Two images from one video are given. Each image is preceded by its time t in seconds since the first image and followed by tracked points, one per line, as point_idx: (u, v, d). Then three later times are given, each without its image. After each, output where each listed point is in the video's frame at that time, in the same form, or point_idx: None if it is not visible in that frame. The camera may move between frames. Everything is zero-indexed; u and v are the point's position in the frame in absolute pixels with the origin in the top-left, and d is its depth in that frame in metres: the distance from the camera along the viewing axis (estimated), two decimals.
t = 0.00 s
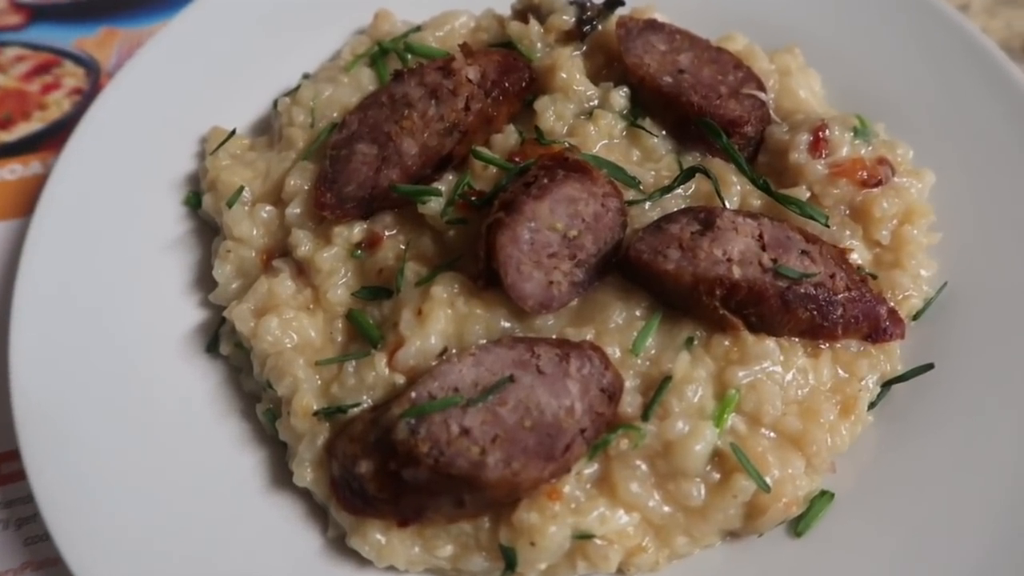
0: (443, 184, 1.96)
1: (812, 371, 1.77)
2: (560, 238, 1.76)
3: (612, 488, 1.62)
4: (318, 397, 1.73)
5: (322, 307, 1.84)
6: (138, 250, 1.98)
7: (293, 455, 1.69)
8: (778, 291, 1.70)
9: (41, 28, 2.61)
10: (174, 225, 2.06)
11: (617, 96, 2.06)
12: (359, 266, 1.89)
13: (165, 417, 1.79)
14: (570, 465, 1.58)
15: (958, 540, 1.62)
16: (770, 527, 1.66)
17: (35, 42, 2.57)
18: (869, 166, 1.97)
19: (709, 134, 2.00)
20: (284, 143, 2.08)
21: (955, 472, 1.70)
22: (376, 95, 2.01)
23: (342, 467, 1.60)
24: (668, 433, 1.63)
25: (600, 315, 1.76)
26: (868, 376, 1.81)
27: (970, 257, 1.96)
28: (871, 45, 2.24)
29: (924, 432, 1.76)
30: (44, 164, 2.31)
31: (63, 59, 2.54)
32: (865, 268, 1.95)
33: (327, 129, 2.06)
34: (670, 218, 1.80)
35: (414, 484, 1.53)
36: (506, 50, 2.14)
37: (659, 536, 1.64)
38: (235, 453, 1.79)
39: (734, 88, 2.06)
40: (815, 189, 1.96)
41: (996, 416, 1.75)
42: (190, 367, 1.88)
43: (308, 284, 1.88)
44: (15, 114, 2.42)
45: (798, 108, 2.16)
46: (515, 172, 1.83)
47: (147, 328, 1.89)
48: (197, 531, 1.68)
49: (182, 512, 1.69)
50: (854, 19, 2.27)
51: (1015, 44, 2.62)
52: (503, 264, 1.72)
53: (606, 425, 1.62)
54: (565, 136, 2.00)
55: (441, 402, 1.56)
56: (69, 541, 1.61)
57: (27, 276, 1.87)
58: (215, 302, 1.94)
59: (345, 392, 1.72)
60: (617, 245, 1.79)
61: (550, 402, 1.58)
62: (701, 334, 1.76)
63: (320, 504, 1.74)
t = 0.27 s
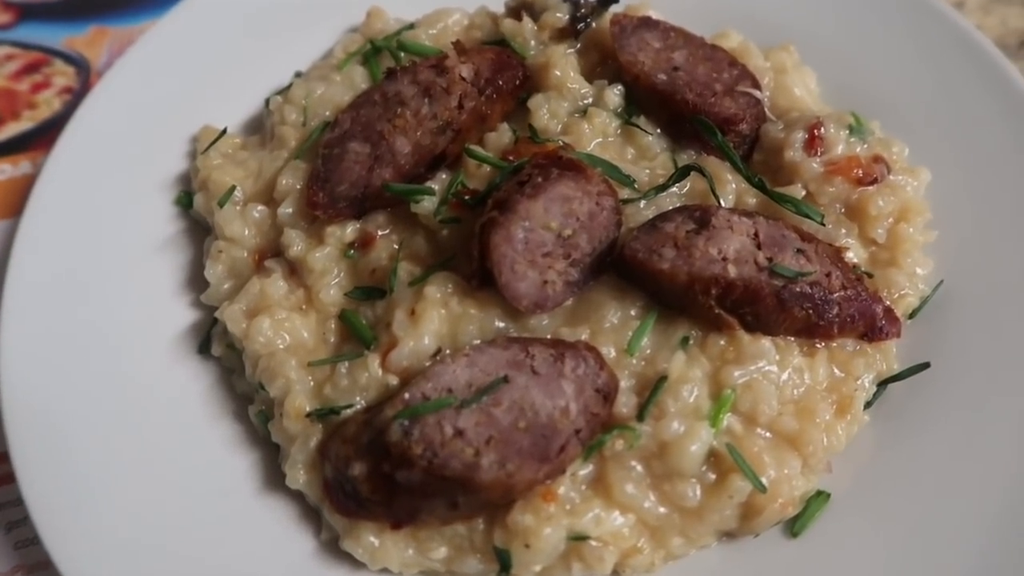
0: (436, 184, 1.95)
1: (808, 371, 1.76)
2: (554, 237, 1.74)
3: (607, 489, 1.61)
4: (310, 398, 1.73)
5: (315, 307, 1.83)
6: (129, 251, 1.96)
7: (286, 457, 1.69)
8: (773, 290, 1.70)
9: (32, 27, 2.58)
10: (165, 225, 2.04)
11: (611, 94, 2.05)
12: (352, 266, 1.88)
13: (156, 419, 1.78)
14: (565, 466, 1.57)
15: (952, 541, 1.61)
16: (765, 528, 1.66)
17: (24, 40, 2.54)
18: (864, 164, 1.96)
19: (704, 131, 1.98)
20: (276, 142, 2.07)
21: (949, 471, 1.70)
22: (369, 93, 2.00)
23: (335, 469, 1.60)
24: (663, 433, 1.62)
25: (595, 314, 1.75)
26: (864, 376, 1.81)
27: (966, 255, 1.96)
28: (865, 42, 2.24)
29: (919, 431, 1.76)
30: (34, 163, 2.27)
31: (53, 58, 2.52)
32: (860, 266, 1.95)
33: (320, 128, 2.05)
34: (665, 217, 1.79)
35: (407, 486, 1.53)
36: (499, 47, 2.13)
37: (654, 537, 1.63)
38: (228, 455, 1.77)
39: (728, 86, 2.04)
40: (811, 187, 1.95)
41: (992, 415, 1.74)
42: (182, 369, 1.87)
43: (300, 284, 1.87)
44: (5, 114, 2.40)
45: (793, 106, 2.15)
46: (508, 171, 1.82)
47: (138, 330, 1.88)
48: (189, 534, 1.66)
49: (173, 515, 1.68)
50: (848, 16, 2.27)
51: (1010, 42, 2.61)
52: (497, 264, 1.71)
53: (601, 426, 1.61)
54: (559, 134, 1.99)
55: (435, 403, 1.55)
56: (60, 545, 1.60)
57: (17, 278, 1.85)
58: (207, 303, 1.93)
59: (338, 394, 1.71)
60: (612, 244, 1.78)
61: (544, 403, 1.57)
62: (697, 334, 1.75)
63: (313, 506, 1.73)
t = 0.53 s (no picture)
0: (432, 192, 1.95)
1: (802, 380, 1.79)
2: (550, 247, 1.76)
3: (603, 499, 1.63)
4: (307, 407, 1.74)
5: (311, 316, 1.85)
6: (125, 259, 1.96)
7: (283, 465, 1.71)
8: (768, 299, 1.71)
9: (26, 31, 2.56)
10: (160, 233, 2.04)
11: (606, 102, 2.05)
12: (347, 275, 1.89)
13: (152, 429, 1.78)
14: (561, 475, 1.59)
15: (944, 550, 1.63)
16: (760, 537, 1.68)
17: (18, 45, 2.52)
18: (859, 173, 1.98)
19: (699, 140, 1.99)
20: (272, 150, 2.07)
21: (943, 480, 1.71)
22: (364, 101, 2.00)
23: (331, 479, 1.61)
24: (658, 443, 1.64)
25: (591, 324, 1.76)
26: (858, 385, 1.82)
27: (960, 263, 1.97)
28: (859, 48, 2.25)
29: (916, 438, 1.77)
30: (29, 170, 2.24)
31: (47, 63, 2.50)
32: (854, 274, 1.96)
33: (315, 136, 2.04)
34: (660, 226, 1.80)
35: (403, 497, 1.54)
36: (494, 55, 2.13)
37: (649, 546, 1.66)
38: (224, 464, 1.78)
39: (723, 94, 2.05)
40: (805, 196, 1.96)
41: (984, 424, 1.75)
42: (178, 378, 1.87)
43: (296, 293, 1.88)
44: None
45: (787, 114, 2.16)
46: (504, 180, 1.83)
47: (134, 339, 1.88)
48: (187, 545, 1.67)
49: (171, 525, 1.69)
50: (841, 21, 2.28)
51: (1001, 48, 2.63)
52: (493, 274, 1.72)
53: (597, 436, 1.63)
54: (554, 142, 2.00)
55: (431, 413, 1.56)
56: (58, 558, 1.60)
57: (12, 287, 1.84)
58: (203, 311, 1.94)
59: (334, 404, 1.72)
60: (608, 253, 1.80)
61: (540, 413, 1.58)
62: (691, 343, 1.77)
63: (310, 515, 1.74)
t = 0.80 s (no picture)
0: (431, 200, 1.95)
1: (801, 388, 1.80)
2: (549, 255, 1.77)
3: (602, 508, 1.65)
4: (306, 415, 1.75)
5: (310, 324, 1.85)
6: (123, 265, 1.95)
7: (281, 474, 1.70)
8: (767, 308, 1.72)
9: (23, 35, 2.55)
10: (158, 239, 2.03)
11: (606, 109, 2.06)
12: (347, 282, 1.89)
13: (151, 436, 1.78)
14: (561, 484, 1.59)
15: (945, 560, 1.62)
16: (759, 545, 1.68)
17: (16, 50, 2.51)
18: (858, 181, 1.98)
19: (699, 147, 1.99)
20: (271, 156, 2.07)
21: (944, 489, 1.71)
22: (364, 108, 2.00)
23: (330, 488, 1.61)
24: (658, 452, 1.66)
25: (590, 332, 1.77)
26: (857, 393, 1.83)
27: (960, 271, 1.97)
28: (859, 56, 2.25)
29: (916, 447, 1.77)
30: (26, 174, 2.23)
31: (45, 68, 2.49)
32: (853, 282, 1.96)
33: (314, 142, 2.04)
34: (660, 233, 1.80)
35: (403, 506, 1.54)
36: (494, 62, 2.13)
37: (648, 555, 1.67)
38: (222, 472, 1.78)
39: (722, 101, 2.06)
40: (804, 205, 1.97)
41: (984, 433, 1.75)
42: (176, 385, 1.87)
43: (295, 300, 1.88)
44: None
45: (788, 122, 2.16)
46: (503, 188, 1.83)
47: (132, 346, 1.87)
48: (185, 553, 1.67)
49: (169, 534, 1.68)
50: (842, 30, 2.28)
51: (999, 55, 2.63)
52: (492, 281, 1.72)
53: (597, 445, 1.64)
54: (554, 149, 1.99)
55: (430, 422, 1.56)
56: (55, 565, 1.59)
57: (10, 294, 1.83)
58: (201, 318, 1.93)
59: (334, 411, 1.73)
60: (607, 261, 1.80)
61: (540, 421, 1.58)
62: (691, 352, 1.78)
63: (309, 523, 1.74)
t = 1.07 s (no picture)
0: (428, 201, 1.95)
1: (800, 392, 1.80)
2: (547, 257, 1.76)
3: (600, 512, 1.64)
4: (302, 418, 1.73)
5: (306, 326, 1.84)
6: (118, 267, 1.94)
7: (277, 477, 1.69)
8: (766, 311, 1.71)
9: (18, 35, 2.54)
10: (153, 240, 2.02)
11: (604, 111, 2.05)
12: (343, 284, 1.88)
13: (146, 439, 1.76)
14: (558, 488, 1.58)
15: (944, 564, 1.61)
16: (757, 550, 1.68)
17: (11, 50, 2.50)
18: (856, 183, 1.98)
19: (697, 149, 1.98)
20: (267, 157, 2.06)
21: (943, 494, 1.70)
22: (361, 109, 1.99)
23: (326, 491, 1.60)
24: (656, 455, 1.65)
25: (588, 334, 1.76)
26: (856, 397, 1.82)
27: (959, 275, 1.96)
28: (858, 59, 2.24)
29: (915, 451, 1.76)
30: (21, 175, 2.21)
31: (40, 68, 2.48)
32: (852, 285, 1.96)
33: (311, 143, 2.03)
34: (658, 236, 1.79)
35: (399, 510, 1.53)
36: (492, 63, 2.12)
37: (646, 559, 1.66)
38: (217, 475, 1.77)
39: (721, 103, 2.05)
40: (803, 207, 1.96)
41: (982, 437, 1.74)
42: (171, 388, 1.86)
43: (291, 302, 1.87)
44: None
45: (786, 123, 2.15)
46: (501, 190, 1.82)
47: (127, 348, 1.86)
48: (179, 557, 1.66)
49: (163, 537, 1.67)
50: (841, 33, 2.27)
51: (998, 57, 2.62)
52: (489, 284, 1.72)
53: (595, 448, 1.63)
54: (552, 151, 1.98)
55: (426, 425, 1.55)
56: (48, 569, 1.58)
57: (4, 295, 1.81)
58: (196, 320, 1.92)
59: (329, 414, 1.72)
60: (605, 263, 1.79)
61: (537, 424, 1.58)
62: (689, 354, 1.77)
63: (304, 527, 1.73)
